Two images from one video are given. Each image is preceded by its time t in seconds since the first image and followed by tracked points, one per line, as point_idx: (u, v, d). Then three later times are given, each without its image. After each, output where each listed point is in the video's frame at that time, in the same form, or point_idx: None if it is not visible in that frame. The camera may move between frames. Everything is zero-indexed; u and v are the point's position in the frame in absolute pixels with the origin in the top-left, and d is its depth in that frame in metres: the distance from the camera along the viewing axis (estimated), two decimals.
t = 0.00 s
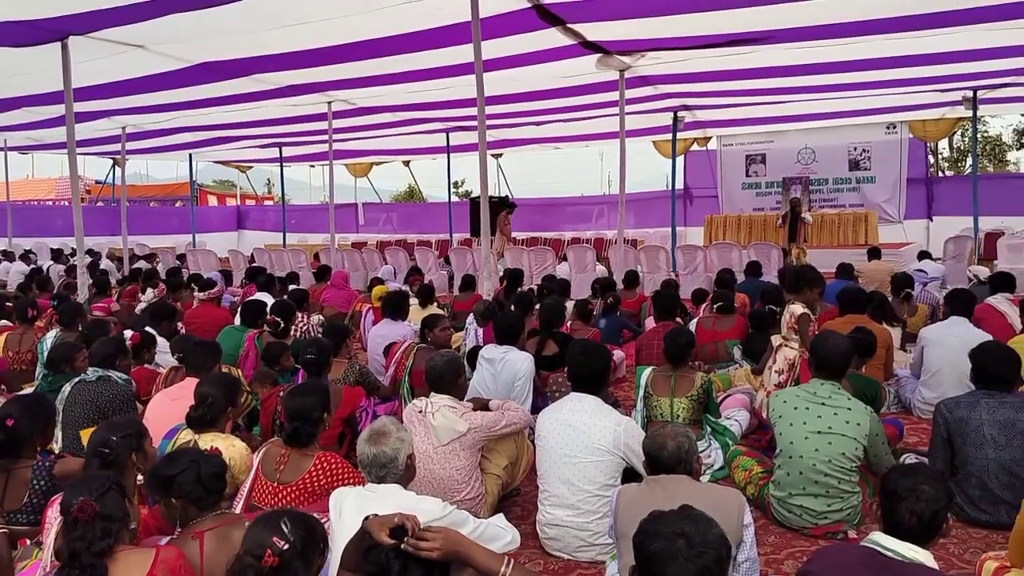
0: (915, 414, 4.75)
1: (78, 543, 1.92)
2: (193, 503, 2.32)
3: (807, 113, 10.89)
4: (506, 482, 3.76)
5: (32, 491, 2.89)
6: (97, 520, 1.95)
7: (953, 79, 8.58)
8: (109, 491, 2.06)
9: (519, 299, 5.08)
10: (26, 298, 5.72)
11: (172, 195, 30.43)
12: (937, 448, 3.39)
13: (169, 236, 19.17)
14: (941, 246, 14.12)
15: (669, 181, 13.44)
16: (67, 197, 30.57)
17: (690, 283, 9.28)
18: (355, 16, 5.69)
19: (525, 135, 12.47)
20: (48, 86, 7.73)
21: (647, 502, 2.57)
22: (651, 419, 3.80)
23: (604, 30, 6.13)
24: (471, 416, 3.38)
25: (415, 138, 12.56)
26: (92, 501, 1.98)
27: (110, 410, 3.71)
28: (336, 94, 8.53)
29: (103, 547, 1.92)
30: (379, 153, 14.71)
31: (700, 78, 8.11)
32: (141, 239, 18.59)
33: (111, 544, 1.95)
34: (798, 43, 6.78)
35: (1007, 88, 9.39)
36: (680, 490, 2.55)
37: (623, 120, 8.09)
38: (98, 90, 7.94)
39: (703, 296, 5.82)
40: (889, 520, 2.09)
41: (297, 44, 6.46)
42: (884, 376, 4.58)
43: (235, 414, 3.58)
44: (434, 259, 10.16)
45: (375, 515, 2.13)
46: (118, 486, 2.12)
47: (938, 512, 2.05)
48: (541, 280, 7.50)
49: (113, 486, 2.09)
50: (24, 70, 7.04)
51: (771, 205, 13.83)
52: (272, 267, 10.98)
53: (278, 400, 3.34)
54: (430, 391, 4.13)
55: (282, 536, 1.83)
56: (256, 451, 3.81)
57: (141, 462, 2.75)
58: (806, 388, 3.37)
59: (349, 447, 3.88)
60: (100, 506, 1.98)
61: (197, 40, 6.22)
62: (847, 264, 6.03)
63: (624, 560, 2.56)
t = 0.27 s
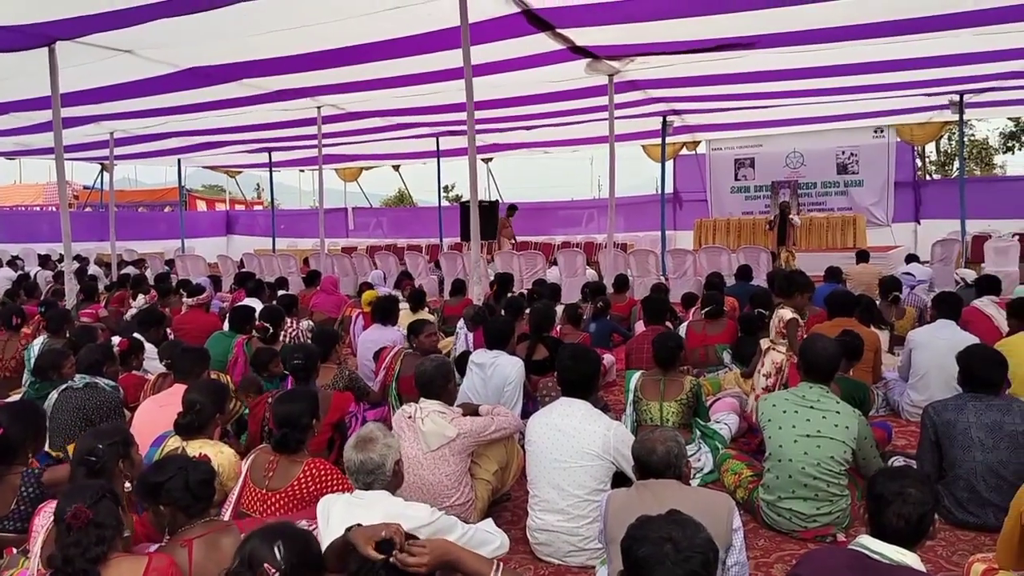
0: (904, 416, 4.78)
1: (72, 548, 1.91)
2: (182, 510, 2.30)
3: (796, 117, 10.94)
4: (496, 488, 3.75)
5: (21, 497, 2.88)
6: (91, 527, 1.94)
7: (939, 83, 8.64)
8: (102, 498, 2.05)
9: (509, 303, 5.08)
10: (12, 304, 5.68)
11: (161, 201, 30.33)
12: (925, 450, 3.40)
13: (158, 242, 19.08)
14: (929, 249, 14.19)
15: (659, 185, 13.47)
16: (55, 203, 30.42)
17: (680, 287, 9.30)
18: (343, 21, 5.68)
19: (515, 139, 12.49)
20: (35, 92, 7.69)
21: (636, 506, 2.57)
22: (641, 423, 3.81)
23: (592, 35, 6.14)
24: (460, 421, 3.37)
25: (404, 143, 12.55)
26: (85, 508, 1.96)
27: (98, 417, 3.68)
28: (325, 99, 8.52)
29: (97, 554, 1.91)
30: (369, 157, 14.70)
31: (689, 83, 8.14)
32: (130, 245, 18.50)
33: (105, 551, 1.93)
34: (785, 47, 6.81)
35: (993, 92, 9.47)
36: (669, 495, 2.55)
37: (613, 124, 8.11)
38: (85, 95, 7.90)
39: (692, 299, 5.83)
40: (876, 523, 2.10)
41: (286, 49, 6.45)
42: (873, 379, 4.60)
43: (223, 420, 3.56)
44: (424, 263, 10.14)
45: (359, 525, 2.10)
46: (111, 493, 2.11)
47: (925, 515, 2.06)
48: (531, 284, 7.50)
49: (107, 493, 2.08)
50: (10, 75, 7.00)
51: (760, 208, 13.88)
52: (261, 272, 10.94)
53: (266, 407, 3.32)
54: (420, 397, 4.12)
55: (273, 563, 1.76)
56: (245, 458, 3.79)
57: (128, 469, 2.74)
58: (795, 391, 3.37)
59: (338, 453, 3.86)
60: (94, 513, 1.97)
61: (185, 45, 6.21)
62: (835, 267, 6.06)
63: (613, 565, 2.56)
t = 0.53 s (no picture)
0: (894, 420, 4.80)
1: (65, 559, 1.89)
2: (172, 519, 2.29)
3: (784, 122, 10.99)
4: (487, 494, 3.74)
5: (9, 507, 2.85)
6: (83, 537, 1.92)
7: (926, 88, 8.69)
8: (94, 508, 2.04)
9: (500, 309, 5.08)
10: None
11: (150, 208, 30.18)
12: (915, 454, 3.42)
13: (147, 249, 18.98)
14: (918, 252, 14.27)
15: (649, 191, 13.50)
16: (42, 210, 30.24)
17: (670, 292, 9.32)
18: (333, 28, 5.68)
19: (505, 145, 12.49)
20: (23, 99, 7.65)
21: (627, 513, 2.57)
22: (633, 428, 3.80)
23: (582, 41, 6.16)
24: (451, 428, 3.36)
25: (395, 149, 12.54)
26: (77, 518, 1.95)
27: (86, 426, 3.65)
28: (315, 105, 8.51)
29: (90, 564, 1.89)
30: (359, 163, 14.68)
31: (678, 88, 8.17)
32: (118, 252, 18.39)
33: (97, 561, 1.92)
34: (774, 53, 6.85)
35: (980, 97, 9.54)
36: (660, 500, 2.55)
37: (603, 130, 8.13)
38: (73, 102, 7.87)
39: (683, 304, 5.85)
40: (867, 528, 2.10)
41: (276, 56, 6.45)
42: (862, 383, 4.61)
43: (213, 429, 3.54)
44: (415, 269, 10.13)
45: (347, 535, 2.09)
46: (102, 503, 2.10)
47: (916, 519, 2.06)
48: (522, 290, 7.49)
49: (99, 504, 2.07)
50: None
51: (750, 213, 13.93)
52: (251, 279, 10.90)
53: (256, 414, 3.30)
54: (410, 404, 4.11)
55: (276, 568, 1.76)
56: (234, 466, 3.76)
57: (115, 478, 2.72)
58: (786, 396, 3.38)
59: (328, 461, 3.84)
60: (86, 523, 1.95)
61: (174, 52, 6.19)
62: (824, 271, 6.08)
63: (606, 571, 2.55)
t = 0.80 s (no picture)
0: (890, 420, 4.81)
1: (59, 566, 1.88)
2: (167, 525, 2.27)
3: (778, 123, 11.02)
4: (484, 497, 3.73)
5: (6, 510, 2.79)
6: (78, 544, 1.91)
7: (919, 89, 8.73)
8: (89, 514, 2.02)
9: (496, 312, 5.08)
10: None
11: (143, 212, 30.12)
12: (911, 454, 3.42)
13: (141, 253, 18.93)
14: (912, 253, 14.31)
15: (644, 192, 13.51)
16: (35, 215, 30.13)
17: (666, 293, 9.32)
18: (326, 31, 5.68)
19: (500, 148, 12.50)
20: (16, 104, 7.64)
21: (624, 515, 2.56)
22: (629, 430, 3.80)
23: (576, 43, 6.16)
24: (447, 431, 3.35)
25: (389, 152, 12.54)
26: (72, 525, 1.93)
27: (79, 432, 3.63)
28: (309, 109, 8.51)
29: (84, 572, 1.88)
30: (354, 166, 14.68)
31: (672, 90, 8.19)
32: (112, 257, 18.34)
33: (91, 568, 1.91)
34: (767, 54, 6.87)
35: (972, 97, 9.57)
36: (657, 502, 2.55)
37: (597, 131, 8.13)
38: (67, 107, 7.85)
39: (678, 305, 5.85)
40: (864, 529, 2.10)
41: (270, 59, 6.44)
42: (858, 383, 4.62)
43: (208, 433, 3.53)
44: (410, 272, 10.11)
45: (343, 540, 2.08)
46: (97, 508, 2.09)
47: (912, 520, 2.06)
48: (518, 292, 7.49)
49: (93, 510, 2.05)
50: None
51: (744, 214, 13.96)
52: (246, 283, 10.88)
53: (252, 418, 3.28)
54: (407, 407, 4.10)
55: (275, 558, 1.78)
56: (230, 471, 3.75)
57: (106, 483, 2.70)
58: (782, 397, 3.38)
59: (324, 464, 3.83)
60: (81, 530, 1.93)
61: (168, 56, 6.18)
62: (819, 271, 6.09)
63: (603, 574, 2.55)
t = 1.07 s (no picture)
0: (883, 419, 4.82)
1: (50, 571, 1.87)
2: (160, 528, 2.26)
3: (771, 123, 11.04)
4: (478, 498, 3.73)
5: None
6: (69, 548, 1.90)
7: (911, 88, 8.75)
8: (80, 518, 2.01)
9: (489, 312, 5.07)
10: None
11: (135, 213, 30.02)
12: (904, 453, 3.43)
13: (134, 254, 18.86)
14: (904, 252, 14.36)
15: (638, 192, 13.52)
16: (25, 216, 30.01)
17: (659, 293, 9.33)
18: (318, 32, 5.67)
19: (493, 148, 12.49)
20: (6, 105, 7.60)
21: (618, 517, 2.56)
22: (622, 430, 3.80)
23: (569, 43, 6.16)
24: (441, 432, 3.34)
25: (383, 152, 12.52)
26: (64, 529, 1.92)
27: (71, 435, 3.61)
28: (302, 109, 8.49)
29: None
30: (347, 167, 14.66)
31: (665, 90, 8.19)
32: (104, 258, 18.27)
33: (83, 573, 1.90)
34: (759, 54, 6.88)
35: (964, 96, 9.61)
36: (651, 503, 2.55)
37: (590, 132, 8.14)
38: (58, 108, 7.82)
39: (672, 305, 5.86)
40: (857, 529, 2.11)
41: (262, 60, 6.43)
42: (851, 382, 4.62)
43: (200, 436, 3.51)
44: (404, 273, 10.10)
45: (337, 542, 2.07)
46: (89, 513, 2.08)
47: (905, 520, 2.06)
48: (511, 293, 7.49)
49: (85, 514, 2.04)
50: None
51: (737, 214, 13.98)
52: (239, 284, 10.85)
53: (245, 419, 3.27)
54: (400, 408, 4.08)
55: (264, 557, 1.78)
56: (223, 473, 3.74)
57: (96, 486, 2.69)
58: (775, 396, 3.38)
59: (318, 466, 3.82)
60: (73, 533, 1.92)
61: (159, 57, 6.16)
62: (812, 271, 6.09)
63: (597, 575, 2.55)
